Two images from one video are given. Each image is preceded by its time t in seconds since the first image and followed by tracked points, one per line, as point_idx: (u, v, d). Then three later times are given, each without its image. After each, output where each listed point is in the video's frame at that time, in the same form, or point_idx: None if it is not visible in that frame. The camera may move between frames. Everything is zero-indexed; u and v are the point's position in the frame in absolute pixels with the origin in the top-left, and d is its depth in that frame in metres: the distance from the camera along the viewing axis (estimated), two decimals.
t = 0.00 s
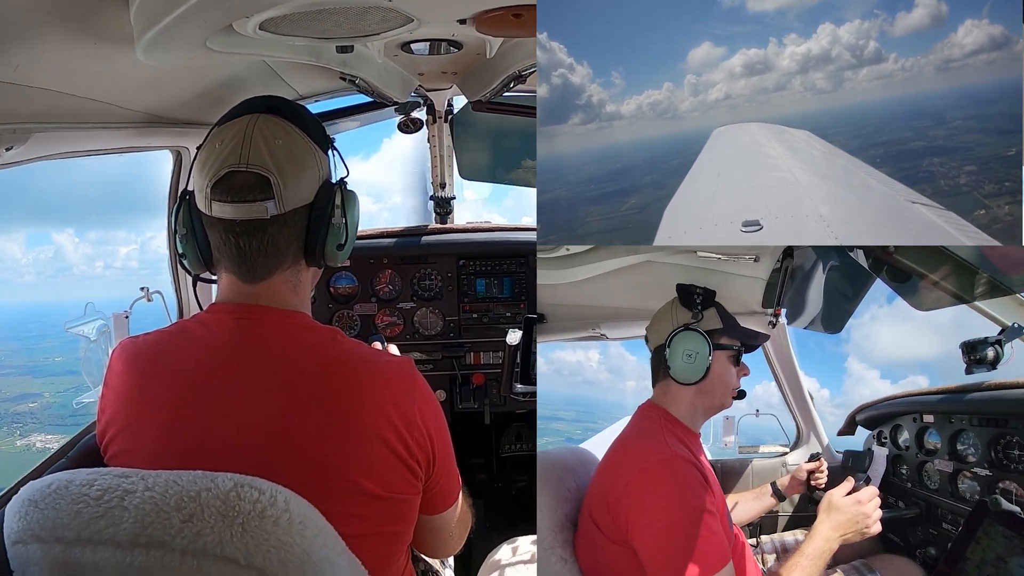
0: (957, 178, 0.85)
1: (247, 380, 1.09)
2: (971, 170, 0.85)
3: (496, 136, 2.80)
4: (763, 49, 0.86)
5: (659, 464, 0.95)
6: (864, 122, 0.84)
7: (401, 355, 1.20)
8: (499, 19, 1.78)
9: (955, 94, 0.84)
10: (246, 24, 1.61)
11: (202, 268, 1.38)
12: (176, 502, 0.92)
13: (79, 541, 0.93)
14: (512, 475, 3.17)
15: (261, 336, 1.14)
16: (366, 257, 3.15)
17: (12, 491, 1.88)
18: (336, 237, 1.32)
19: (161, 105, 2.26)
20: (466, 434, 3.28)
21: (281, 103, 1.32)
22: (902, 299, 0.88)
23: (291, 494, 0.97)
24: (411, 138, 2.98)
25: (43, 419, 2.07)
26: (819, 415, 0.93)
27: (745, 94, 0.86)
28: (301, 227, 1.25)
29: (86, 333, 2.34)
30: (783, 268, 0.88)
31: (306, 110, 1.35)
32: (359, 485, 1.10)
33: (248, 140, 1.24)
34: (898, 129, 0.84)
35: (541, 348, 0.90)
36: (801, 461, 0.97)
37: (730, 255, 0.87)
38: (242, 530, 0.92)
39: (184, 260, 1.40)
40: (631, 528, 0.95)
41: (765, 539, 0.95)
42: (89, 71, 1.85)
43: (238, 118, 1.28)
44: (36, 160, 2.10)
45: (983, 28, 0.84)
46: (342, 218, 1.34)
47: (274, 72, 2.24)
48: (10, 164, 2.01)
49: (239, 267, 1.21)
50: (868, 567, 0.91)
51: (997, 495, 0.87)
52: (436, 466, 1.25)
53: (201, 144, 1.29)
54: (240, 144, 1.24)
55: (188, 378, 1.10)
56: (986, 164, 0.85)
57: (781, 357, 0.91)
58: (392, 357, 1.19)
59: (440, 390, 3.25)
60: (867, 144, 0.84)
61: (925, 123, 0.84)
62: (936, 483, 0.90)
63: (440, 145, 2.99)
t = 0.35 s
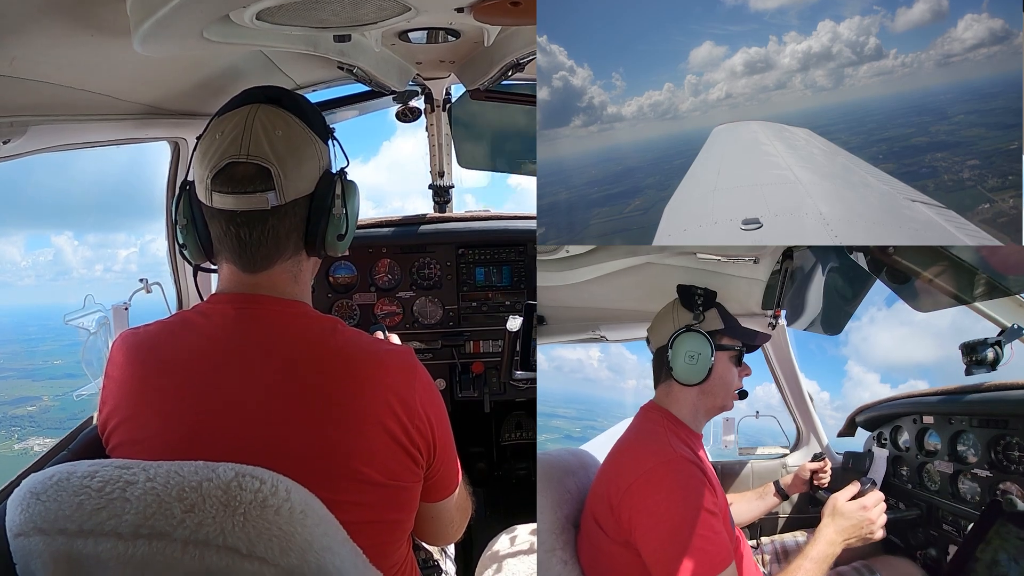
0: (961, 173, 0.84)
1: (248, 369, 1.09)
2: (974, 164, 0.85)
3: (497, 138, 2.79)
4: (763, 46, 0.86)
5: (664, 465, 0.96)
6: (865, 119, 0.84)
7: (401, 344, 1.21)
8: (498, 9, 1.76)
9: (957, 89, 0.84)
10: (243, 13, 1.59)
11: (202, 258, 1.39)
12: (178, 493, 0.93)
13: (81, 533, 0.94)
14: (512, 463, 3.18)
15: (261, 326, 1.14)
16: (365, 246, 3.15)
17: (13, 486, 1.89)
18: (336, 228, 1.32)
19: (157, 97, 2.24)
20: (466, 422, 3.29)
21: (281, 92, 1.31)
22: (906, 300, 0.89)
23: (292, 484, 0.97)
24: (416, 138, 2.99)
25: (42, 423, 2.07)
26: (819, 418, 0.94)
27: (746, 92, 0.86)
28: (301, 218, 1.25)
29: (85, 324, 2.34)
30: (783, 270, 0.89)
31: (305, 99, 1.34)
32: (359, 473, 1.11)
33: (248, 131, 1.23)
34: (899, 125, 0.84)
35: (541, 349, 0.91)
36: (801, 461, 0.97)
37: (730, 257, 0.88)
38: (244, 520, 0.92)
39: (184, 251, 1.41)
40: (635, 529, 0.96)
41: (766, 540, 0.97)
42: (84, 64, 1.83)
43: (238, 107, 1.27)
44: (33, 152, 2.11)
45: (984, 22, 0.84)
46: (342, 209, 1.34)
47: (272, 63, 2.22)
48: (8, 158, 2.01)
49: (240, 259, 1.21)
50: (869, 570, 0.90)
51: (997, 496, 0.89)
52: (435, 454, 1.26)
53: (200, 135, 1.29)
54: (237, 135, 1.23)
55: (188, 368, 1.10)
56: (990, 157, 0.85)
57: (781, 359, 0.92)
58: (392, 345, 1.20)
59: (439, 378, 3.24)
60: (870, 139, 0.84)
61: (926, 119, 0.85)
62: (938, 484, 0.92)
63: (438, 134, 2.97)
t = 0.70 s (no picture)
0: (962, 168, 0.84)
1: (247, 359, 1.09)
2: (975, 159, 0.84)
3: (499, 140, 2.78)
4: (763, 44, 0.86)
5: (665, 461, 0.99)
6: (864, 116, 0.84)
7: (401, 337, 1.21)
8: (500, 5, 1.76)
9: (956, 84, 0.84)
10: (246, 8, 1.58)
11: (203, 249, 1.40)
12: (178, 484, 0.93)
13: (81, 523, 0.94)
14: (511, 459, 3.18)
15: (261, 317, 1.14)
16: (366, 241, 3.14)
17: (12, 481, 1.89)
18: (339, 221, 1.34)
19: (158, 92, 2.24)
20: (465, 418, 3.30)
21: (286, 85, 1.31)
22: (908, 301, 0.90)
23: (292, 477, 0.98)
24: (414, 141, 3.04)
25: (38, 427, 2.04)
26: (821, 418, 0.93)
27: (746, 90, 0.86)
28: (305, 210, 1.25)
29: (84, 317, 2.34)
30: (784, 268, 0.89)
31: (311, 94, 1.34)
32: (358, 465, 1.11)
33: (255, 123, 1.23)
34: (899, 122, 0.84)
35: (541, 347, 0.91)
36: (801, 460, 0.97)
37: (731, 254, 0.88)
38: (243, 512, 0.92)
39: (185, 241, 1.41)
40: (635, 522, 0.99)
41: (765, 539, 0.98)
42: (85, 58, 1.83)
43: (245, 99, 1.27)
44: (34, 145, 2.10)
45: (983, 18, 0.84)
46: (346, 203, 1.36)
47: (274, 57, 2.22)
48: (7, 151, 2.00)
49: (244, 250, 1.21)
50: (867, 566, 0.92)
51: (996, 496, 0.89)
52: (435, 447, 1.27)
53: (205, 126, 1.29)
54: (243, 127, 1.23)
55: (187, 359, 1.10)
56: (991, 152, 0.84)
57: (782, 357, 0.92)
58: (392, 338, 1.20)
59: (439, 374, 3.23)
60: (871, 136, 0.84)
61: (926, 114, 0.84)
62: (938, 484, 0.92)
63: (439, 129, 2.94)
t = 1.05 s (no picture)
0: (963, 164, 0.84)
1: (248, 357, 1.09)
2: (976, 155, 0.84)
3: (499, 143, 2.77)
4: (763, 42, 0.86)
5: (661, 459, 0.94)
6: (864, 113, 0.84)
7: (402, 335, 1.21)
8: (502, 5, 1.75)
9: (954, 81, 0.84)
10: (248, 7, 1.58)
11: (211, 240, 1.31)
12: (178, 482, 0.93)
13: (80, 521, 0.94)
14: (510, 460, 3.17)
15: (262, 315, 1.14)
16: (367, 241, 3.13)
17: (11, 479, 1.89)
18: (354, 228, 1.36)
19: (159, 91, 2.23)
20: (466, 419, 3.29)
21: (321, 93, 1.33)
22: (910, 303, 0.89)
23: (292, 476, 0.98)
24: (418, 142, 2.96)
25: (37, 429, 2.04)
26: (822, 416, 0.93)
27: (746, 88, 0.86)
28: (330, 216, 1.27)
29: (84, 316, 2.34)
30: (784, 270, 0.89)
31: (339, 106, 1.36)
32: (359, 464, 1.11)
33: (299, 125, 1.24)
34: (899, 118, 0.84)
35: (540, 348, 0.92)
36: (802, 461, 0.96)
37: (732, 256, 0.88)
38: (242, 511, 0.92)
39: (193, 230, 1.32)
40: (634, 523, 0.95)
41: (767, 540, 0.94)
42: (87, 56, 1.83)
43: (287, 98, 1.27)
44: (36, 143, 2.10)
45: (982, 14, 0.84)
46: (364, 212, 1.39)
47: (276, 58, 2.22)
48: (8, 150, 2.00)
49: (270, 248, 1.20)
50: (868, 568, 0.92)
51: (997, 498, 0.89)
52: (435, 447, 1.27)
53: (235, 114, 1.26)
54: (287, 127, 1.23)
55: (187, 355, 1.10)
56: (992, 148, 0.84)
57: (783, 359, 0.92)
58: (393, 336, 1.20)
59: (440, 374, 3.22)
60: (871, 133, 0.84)
61: (926, 111, 0.84)
62: (938, 486, 0.93)
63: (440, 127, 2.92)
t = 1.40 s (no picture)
0: (964, 161, 0.84)
1: (248, 358, 1.09)
2: (977, 152, 0.84)
3: (499, 144, 2.78)
4: (763, 39, 0.86)
5: (664, 457, 0.95)
6: (864, 110, 0.84)
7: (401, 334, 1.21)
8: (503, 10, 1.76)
9: (954, 78, 0.84)
10: (250, 10, 1.59)
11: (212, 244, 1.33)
12: (178, 484, 0.92)
13: (80, 522, 0.94)
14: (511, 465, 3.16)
15: (263, 316, 1.14)
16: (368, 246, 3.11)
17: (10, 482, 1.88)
18: (354, 226, 1.36)
19: (161, 94, 2.23)
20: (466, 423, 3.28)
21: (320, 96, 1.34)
22: (912, 304, 0.89)
23: (293, 478, 0.98)
24: (415, 144, 2.96)
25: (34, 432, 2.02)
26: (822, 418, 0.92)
27: (746, 85, 0.86)
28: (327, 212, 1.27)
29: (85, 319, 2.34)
30: (786, 269, 0.89)
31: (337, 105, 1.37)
32: (359, 464, 1.11)
33: (292, 124, 1.25)
34: (900, 116, 0.84)
35: (539, 348, 0.91)
36: (802, 462, 0.95)
37: (734, 254, 0.88)
38: (244, 513, 0.92)
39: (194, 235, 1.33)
40: (638, 519, 0.95)
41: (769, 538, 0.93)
42: (90, 58, 1.84)
43: (285, 96, 1.29)
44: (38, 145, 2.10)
45: (983, 10, 0.83)
46: (363, 210, 1.38)
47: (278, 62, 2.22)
48: (10, 151, 2.01)
49: (265, 244, 1.21)
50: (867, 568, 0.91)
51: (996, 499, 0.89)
52: (434, 448, 1.27)
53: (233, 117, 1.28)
54: (279, 126, 1.24)
55: (188, 357, 1.10)
56: (992, 145, 0.84)
57: (784, 358, 0.92)
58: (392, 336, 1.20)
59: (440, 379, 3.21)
60: (871, 130, 0.84)
61: (926, 108, 0.84)
62: (937, 487, 0.92)
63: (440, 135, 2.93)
